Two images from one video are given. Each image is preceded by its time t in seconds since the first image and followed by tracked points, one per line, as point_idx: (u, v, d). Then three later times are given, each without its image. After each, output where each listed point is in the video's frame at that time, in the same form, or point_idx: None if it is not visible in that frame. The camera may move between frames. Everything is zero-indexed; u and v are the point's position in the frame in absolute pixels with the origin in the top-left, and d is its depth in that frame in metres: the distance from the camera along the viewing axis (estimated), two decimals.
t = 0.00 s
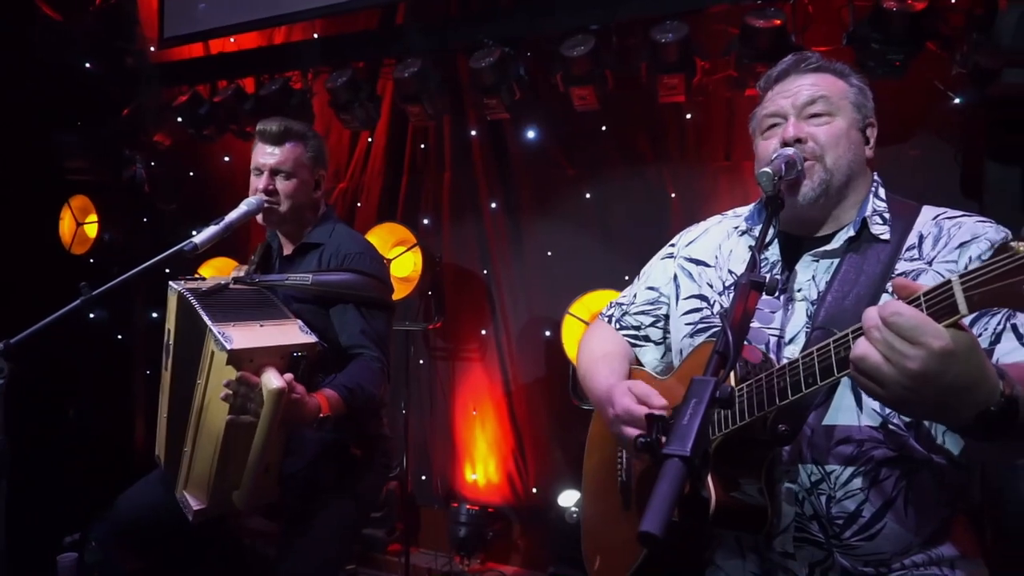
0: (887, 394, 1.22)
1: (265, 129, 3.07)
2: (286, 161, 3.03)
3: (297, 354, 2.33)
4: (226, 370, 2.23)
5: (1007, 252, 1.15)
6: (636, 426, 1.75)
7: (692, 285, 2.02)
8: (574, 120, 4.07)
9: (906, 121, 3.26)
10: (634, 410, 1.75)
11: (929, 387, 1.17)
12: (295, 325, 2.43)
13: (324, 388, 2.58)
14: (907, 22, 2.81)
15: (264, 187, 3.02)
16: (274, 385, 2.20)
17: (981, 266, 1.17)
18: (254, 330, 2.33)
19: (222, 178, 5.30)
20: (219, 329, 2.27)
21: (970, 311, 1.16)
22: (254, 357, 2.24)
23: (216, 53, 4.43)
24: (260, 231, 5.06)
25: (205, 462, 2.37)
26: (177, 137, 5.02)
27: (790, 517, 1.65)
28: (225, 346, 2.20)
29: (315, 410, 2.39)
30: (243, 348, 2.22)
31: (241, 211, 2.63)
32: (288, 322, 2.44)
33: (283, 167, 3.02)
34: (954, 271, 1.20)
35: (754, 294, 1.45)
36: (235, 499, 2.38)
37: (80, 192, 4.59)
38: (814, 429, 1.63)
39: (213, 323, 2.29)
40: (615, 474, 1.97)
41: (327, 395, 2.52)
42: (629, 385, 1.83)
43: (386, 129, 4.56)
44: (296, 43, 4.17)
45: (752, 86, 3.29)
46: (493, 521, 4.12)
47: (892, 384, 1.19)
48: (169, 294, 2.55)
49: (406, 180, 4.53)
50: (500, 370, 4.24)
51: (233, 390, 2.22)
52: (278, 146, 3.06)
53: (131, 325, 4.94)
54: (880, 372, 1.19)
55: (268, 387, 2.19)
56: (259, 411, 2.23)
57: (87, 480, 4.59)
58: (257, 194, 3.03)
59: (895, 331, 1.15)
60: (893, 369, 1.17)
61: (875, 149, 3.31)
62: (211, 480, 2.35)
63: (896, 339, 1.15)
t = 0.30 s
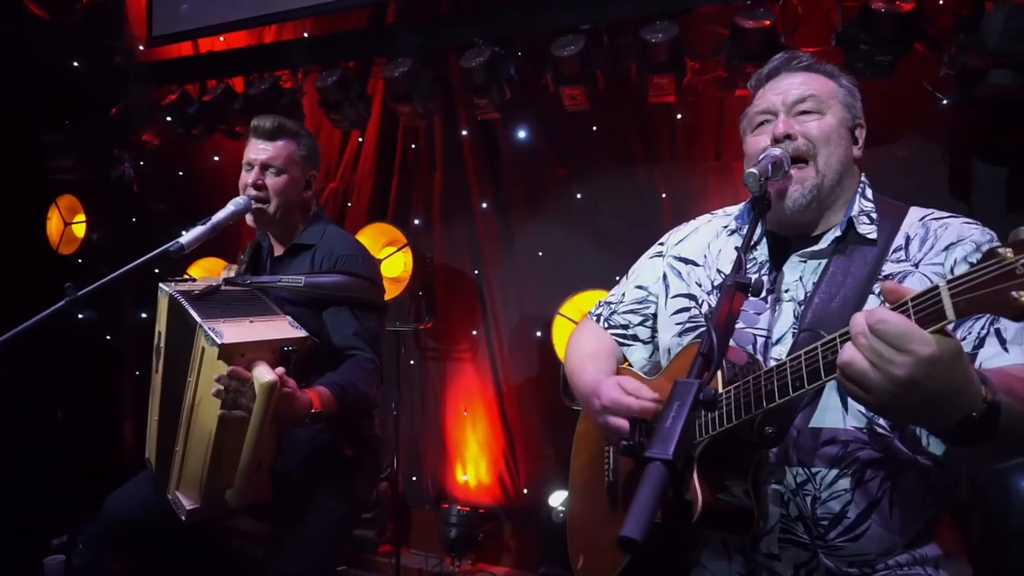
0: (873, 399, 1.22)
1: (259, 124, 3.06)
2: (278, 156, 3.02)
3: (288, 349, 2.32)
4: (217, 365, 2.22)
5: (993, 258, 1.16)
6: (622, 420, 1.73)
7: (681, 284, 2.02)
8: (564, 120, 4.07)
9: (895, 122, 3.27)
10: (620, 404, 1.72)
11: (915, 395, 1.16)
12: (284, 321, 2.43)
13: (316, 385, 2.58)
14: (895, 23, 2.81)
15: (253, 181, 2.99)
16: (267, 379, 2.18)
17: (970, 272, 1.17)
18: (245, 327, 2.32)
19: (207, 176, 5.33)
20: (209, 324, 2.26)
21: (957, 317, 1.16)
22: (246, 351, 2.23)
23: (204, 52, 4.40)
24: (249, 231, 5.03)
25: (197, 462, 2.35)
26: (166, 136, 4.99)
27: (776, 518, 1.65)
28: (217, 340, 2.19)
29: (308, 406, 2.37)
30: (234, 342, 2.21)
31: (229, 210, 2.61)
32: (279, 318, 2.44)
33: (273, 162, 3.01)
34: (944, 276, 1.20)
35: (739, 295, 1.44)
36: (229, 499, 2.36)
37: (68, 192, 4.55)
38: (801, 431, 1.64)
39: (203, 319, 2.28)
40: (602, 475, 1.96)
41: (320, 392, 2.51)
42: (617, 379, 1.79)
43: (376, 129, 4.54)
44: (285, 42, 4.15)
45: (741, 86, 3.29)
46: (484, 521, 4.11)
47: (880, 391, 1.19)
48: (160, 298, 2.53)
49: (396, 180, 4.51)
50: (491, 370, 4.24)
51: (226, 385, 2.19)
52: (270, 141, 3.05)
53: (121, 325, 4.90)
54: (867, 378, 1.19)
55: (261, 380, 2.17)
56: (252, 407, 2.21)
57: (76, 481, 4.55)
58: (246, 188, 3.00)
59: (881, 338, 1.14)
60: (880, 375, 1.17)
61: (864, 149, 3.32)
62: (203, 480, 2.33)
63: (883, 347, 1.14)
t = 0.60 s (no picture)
0: (811, 399, 1.21)
1: (239, 128, 3.04)
2: (262, 160, 3.01)
3: (288, 352, 2.29)
4: (219, 368, 2.22)
5: (958, 238, 1.16)
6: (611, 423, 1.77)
7: (674, 283, 2.02)
8: (558, 121, 4.07)
9: (887, 123, 3.28)
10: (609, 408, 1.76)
11: (853, 408, 1.17)
12: (285, 324, 2.41)
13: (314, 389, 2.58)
14: (887, 24, 2.82)
15: (239, 187, 3.01)
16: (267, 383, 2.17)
17: (936, 252, 1.18)
18: (246, 330, 2.31)
19: (206, 177, 5.20)
20: (211, 327, 2.26)
21: (927, 296, 1.17)
22: (246, 353, 2.22)
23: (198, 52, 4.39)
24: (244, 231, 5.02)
25: (195, 462, 2.34)
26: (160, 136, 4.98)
27: (767, 517, 1.66)
28: (218, 342, 2.18)
29: (306, 410, 2.36)
30: (235, 344, 2.20)
31: (220, 211, 2.60)
32: (280, 322, 2.43)
33: (257, 167, 3.00)
34: (913, 258, 1.21)
35: (727, 297, 1.44)
36: (226, 501, 2.36)
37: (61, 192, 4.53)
38: (792, 430, 1.64)
39: (204, 321, 2.27)
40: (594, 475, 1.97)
41: (318, 396, 2.51)
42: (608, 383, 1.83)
43: (371, 129, 4.54)
44: (279, 43, 4.13)
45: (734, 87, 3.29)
46: (479, 522, 4.12)
47: (821, 395, 1.18)
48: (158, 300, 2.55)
49: (391, 180, 4.51)
50: (486, 371, 4.24)
51: (225, 388, 2.17)
52: (253, 146, 3.04)
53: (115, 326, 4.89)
54: (816, 382, 1.17)
55: (261, 384, 2.15)
56: (252, 410, 2.19)
57: (70, 482, 4.54)
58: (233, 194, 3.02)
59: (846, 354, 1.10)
60: (830, 386, 1.15)
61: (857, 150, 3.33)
62: (202, 481, 2.32)
63: (842, 362, 1.11)
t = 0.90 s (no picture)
0: (794, 362, 1.22)
1: (231, 128, 3.06)
2: (255, 159, 3.02)
3: (290, 358, 2.30)
4: (219, 373, 2.22)
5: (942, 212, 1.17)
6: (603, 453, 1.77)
7: (668, 281, 2.03)
8: (555, 121, 4.08)
9: (881, 125, 3.29)
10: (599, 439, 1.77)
11: (826, 380, 1.18)
12: (288, 329, 2.40)
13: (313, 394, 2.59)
14: (882, 26, 2.83)
15: (234, 185, 3.03)
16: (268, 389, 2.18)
17: (920, 229, 1.19)
18: (249, 335, 2.30)
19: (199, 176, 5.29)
20: (213, 332, 2.26)
21: (912, 271, 1.18)
22: (247, 359, 2.22)
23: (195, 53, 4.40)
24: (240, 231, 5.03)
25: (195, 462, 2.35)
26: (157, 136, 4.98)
27: (757, 514, 1.67)
28: (220, 348, 2.18)
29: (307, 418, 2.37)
30: (236, 350, 2.20)
31: (216, 211, 2.60)
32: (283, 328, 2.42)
33: (252, 165, 3.01)
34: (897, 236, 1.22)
35: (717, 297, 1.45)
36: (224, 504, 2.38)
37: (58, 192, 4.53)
38: (782, 429, 1.65)
39: (206, 326, 2.27)
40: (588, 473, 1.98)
41: (317, 401, 2.52)
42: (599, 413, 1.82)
43: (368, 129, 4.54)
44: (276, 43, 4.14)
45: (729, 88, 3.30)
46: (476, 522, 4.12)
47: (802, 356, 1.19)
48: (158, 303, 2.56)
49: (388, 180, 4.51)
50: (483, 372, 4.24)
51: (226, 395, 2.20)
52: (246, 144, 3.06)
53: (112, 326, 4.90)
54: (799, 339, 1.18)
55: (262, 390, 2.17)
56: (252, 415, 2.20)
57: (67, 482, 4.54)
58: (228, 194, 3.03)
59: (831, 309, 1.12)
60: (810, 343, 1.16)
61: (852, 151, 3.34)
62: (202, 479, 2.33)
63: (826, 318, 1.13)
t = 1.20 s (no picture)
0: (787, 343, 1.21)
1: (234, 124, 3.06)
2: (255, 156, 3.02)
3: (277, 356, 2.30)
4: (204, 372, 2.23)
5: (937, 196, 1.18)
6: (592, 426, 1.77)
7: (666, 280, 2.04)
8: (553, 121, 4.08)
9: (878, 124, 3.30)
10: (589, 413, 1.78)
11: (820, 362, 1.18)
12: (277, 328, 2.38)
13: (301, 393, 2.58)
14: (878, 25, 2.84)
15: (233, 182, 3.02)
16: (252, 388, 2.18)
17: (916, 213, 1.20)
18: (235, 333, 2.29)
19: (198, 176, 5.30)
20: (198, 329, 2.26)
21: (909, 252, 1.17)
22: (232, 357, 2.22)
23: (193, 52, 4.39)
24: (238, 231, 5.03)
25: (184, 456, 2.34)
26: (154, 135, 4.97)
27: (758, 511, 1.67)
28: (202, 346, 2.19)
29: (296, 417, 2.36)
30: (221, 348, 2.20)
31: (213, 210, 2.60)
32: (272, 325, 2.39)
33: (251, 162, 3.01)
34: (893, 220, 1.22)
35: (715, 294, 1.45)
36: (213, 504, 2.36)
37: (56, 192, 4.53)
38: (781, 426, 1.65)
39: (192, 323, 2.27)
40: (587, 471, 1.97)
41: (307, 400, 2.52)
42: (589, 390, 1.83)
43: (365, 129, 4.54)
44: (273, 42, 4.13)
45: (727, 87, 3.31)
46: (474, 521, 4.11)
47: (796, 337, 1.18)
48: (150, 298, 2.55)
49: (386, 180, 4.51)
50: (481, 372, 4.24)
51: (210, 395, 2.21)
52: (245, 141, 3.05)
53: (110, 326, 4.90)
54: (795, 320, 1.18)
55: (246, 389, 2.17)
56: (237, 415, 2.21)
57: (66, 482, 4.54)
58: (227, 191, 3.02)
59: (830, 291, 1.12)
60: (807, 325, 1.16)
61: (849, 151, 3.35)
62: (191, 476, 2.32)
63: (823, 300, 1.13)
